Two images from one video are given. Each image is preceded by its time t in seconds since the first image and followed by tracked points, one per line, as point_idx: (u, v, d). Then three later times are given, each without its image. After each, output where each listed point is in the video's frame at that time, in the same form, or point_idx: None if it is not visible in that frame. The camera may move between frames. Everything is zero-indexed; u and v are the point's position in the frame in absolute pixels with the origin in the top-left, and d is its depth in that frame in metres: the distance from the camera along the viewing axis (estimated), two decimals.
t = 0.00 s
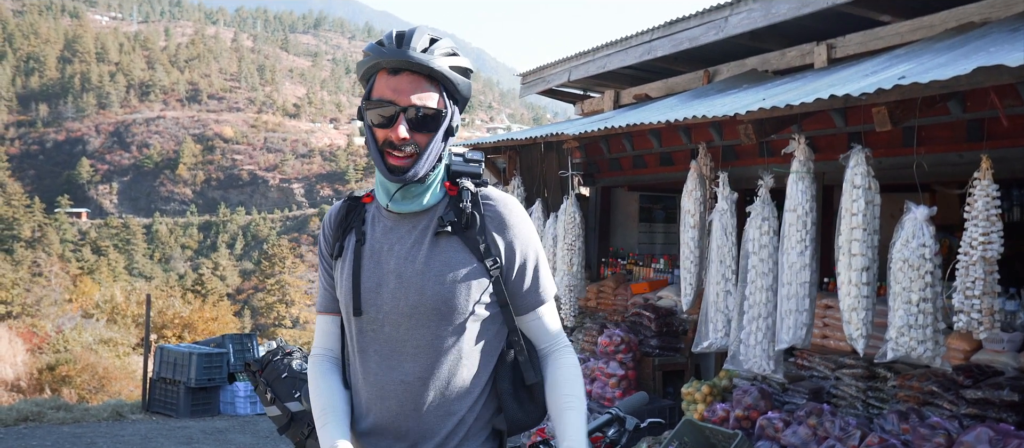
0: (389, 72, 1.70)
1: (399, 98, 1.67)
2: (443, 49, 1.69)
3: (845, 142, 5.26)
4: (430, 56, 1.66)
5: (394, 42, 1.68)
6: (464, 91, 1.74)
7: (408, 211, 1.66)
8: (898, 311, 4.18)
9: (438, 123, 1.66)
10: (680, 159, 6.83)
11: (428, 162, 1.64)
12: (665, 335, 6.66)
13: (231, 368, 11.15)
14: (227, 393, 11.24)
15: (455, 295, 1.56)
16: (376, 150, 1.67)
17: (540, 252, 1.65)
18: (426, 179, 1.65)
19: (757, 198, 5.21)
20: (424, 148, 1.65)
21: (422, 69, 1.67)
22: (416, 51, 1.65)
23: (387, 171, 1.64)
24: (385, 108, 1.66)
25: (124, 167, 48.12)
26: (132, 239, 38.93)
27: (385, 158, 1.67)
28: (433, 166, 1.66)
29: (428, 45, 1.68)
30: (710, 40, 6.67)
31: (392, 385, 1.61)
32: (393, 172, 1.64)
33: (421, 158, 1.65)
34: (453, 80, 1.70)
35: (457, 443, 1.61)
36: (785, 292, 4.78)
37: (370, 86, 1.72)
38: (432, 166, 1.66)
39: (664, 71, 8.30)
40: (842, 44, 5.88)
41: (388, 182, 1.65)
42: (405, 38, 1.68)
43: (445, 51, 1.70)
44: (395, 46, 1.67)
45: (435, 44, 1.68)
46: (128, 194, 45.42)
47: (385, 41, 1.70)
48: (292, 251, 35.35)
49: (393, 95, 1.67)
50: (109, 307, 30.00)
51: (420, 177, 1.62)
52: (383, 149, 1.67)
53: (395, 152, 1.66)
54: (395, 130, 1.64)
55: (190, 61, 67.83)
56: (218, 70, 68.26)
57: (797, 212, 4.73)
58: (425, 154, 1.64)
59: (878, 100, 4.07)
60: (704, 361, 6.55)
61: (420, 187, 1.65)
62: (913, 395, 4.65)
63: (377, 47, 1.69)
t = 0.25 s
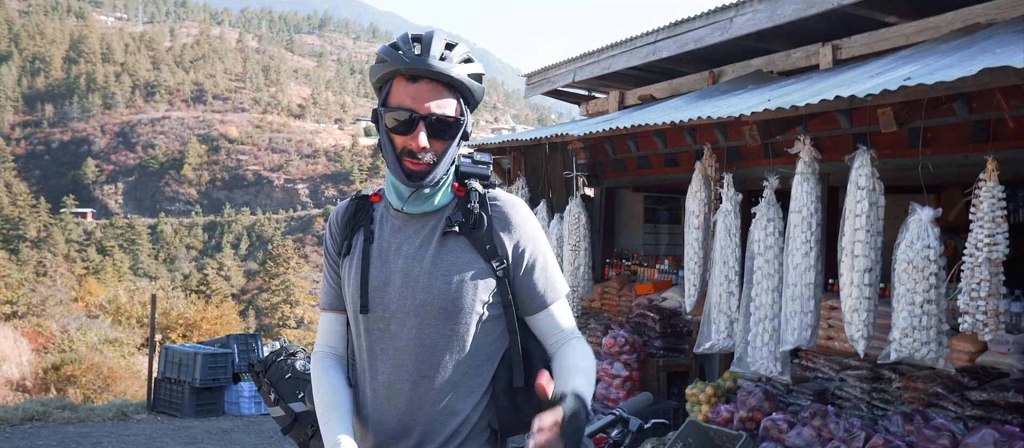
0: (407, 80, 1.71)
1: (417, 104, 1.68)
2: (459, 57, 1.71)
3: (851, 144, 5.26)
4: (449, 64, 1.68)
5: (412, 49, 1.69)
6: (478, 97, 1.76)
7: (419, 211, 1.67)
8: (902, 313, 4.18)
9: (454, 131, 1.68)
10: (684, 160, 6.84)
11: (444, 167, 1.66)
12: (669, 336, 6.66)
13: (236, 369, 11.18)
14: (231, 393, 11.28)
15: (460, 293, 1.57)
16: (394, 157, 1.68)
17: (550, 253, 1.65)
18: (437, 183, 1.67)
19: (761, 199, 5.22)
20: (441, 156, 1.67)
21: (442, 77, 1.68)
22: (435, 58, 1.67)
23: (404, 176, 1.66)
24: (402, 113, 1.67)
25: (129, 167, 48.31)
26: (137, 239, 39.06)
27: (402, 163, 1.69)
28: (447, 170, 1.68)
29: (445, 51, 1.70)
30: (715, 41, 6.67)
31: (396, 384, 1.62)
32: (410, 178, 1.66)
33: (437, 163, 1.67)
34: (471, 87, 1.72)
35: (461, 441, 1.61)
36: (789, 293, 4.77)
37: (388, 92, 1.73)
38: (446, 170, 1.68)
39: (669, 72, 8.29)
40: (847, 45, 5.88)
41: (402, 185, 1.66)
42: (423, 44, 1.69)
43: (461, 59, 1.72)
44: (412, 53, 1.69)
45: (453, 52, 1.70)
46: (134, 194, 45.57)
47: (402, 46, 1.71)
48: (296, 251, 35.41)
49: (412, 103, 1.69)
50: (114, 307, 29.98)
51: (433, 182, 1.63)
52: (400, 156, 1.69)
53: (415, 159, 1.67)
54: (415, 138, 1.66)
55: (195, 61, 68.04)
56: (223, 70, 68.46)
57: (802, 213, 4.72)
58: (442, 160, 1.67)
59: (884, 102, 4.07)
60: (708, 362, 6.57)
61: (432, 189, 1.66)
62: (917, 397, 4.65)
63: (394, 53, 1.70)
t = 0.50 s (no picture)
0: (427, 82, 1.73)
1: (434, 106, 1.70)
2: (474, 61, 1.73)
3: (853, 145, 5.27)
4: (467, 69, 1.71)
5: (428, 50, 1.71)
6: (488, 99, 1.78)
7: (423, 211, 1.68)
8: (903, 315, 4.18)
9: (468, 134, 1.71)
10: (686, 162, 6.85)
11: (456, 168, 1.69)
12: (671, 338, 6.61)
13: (237, 369, 11.19)
14: (233, 394, 11.26)
15: (459, 293, 1.59)
16: (410, 156, 1.69)
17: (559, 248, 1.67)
18: (442, 186, 1.68)
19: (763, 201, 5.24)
20: (454, 157, 1.70)
21: (460, 81, 1.71)
22: (455, 64, 1.70)
23: (416, 175, 1.67)
24: (415, 113, 1.69)
25: (131, 167, 48.44)
26: (138, 239, 39.15)
27: (417, 163, 1.70)
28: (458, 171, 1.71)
29: (462, 56, 1.72)
30: (717, 43, 6.68)
31: (398, 384, 1.64)
32: (420, 177, 1.67)
33: (450, 166, 1.70)
34: (483, 92, 1.75)
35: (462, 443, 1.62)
36: (790, 295, 4.78)
37: (402, 93, 1.74)
38: (456, 171, 1.70)
39: (671, 74, 8.31)
40: (849, 47, 5.89)
41: (409, 187, 1.68)
42: (440, 47, 1.71)
43: (476, 63, 1.74)
44: (431, 56, 1.70)
45: (470, 57, 1.73)
46: (135, 195, 45.68)
47: (419, 47, 1.72)
48: (298, 252, 35.46)
49: (430, 105, 1.70)
50: (114, 307, 30.04)
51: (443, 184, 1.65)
52: (415, 156, 1.70)
53: (430, 160, 1.69)
54: (435, 138, 1.68)
55: (197, 61, 68.17)
56: (225, 71, 68.63)
57: (803, 215, 4.74)
58: (455, 161, 1.70)
59: (886, 104, 4.08)
60: (710, 363, 6.58)
61: (439, 190, 1.67)
62: (918, 399, 4.67)
63: (411, 55, 1.71)
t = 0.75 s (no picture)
0: (427, 83, 1.73)
1: (435, 106, 1.70)
2: (474, 63, 1.74)
3: (855, 148, 5.27)
4: (466, 70, 1.72)
5: (427, 52, 1.71)
6: (488, 101, 1.79)
7: (426, 214, 1.68)
8: (906, 318, 4.18)
9: (470, 134, 1.71)
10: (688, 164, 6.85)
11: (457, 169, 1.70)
12: (673, 340, 6.63)
13: (239, 371, 11.24)
14: (235, 396, 11.23)
15: (461, 297, 1.59)
16: (411, 158, 1.69)
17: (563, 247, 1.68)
18: (444, 189, 1.68)
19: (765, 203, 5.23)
20: (455, 159, 1.70)
21: (460, 81, 1.72)
22: (455, 64, 1.71)
23: (418, 176, 1.67)
24: (416, 115, 1.69)
25: (134, 169, 48.57)
26: (141, 241, 39.23)
27: (418, 165, 1.70)
28: (459, 172, 1.71)
29: (462, 58, 1.73)
30: (719, 45, 6.68)
31: (401, 388, 1.64)
32: (421, 180, 1.67)
33: (452, 166, 1.70)
34: (485, 92, 1.75)
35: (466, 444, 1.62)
36: (792, 298, 4.78)
37: (403, 93, 1.75)
38: (457, 173, 1.71)
39: (673, 76, 8.31)
40: (851, 50, 5.89)
41: (411, 189, 1.68)
42: (440, 49, 1.72)
43: (476, 66, 1.75)
44: (432, 57, 1.71)
45: (470, 58, 1.74)
46: (138, 197, 45.82)
47: (419, 49, 1.72)
48: (300, 255, 35.46)
49: (430, 105, 1.71)
50: (117, 309, 30.09)
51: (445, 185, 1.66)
52: (416, 158, 1.70)
53: (431, 161, 1.69)
54: (436, 138, 1.68)
55: (200, 64, 68.33)
56: (228, 73, 68.76)
57: (806, 218, 4.73)
58: (457, 162, 1.70)
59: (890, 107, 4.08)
60: (712, 366, 6.56)
61: (440, 193, 1.68)
62: (920, 401, 4.66)
63: (411, 56, 1.71)
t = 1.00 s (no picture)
0: (425, 85, 1.74)
1: (434, 108, 1.71)
2: (475, 65, 1.75)
3: (854, 149, 5.28)
4: (467, 72, 1.72)
5: (428, 54, 1.72)
6: (490, 104, 1.79)
7: (424, 216, 1.69)
8: (906, 319, 4.18)
9: (469, 136, 1.72)
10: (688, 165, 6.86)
11: (456, 171, 1.70)
12: (673, 341, 6.66)
13: (239, 372, 11.27)
14: (235, 398, 11.23)
15: (461, 299, 1.60)
16: (409, 159, 1.70)
17: (564, 248, 1.68)
18: (444, 190, 1.69)
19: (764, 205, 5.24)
20: (454, 161, 1.71)
21: (458, 83, 1.72)
22: (453, 65, 1.71)
23: (416, 178, 1.68)
24: (415, 117, 1.70)
25: (134, 171, 48.60)
26: (140, 243, 39.22)
27: (416, 167, 1.71)
28: (458, 172, 1.71)
29: (462, 59, 1.74)
30: (719, 47, 6.69)
31: (401, 388, 1.65)
32: (420, 180, 1.68)
33: (451, 168, 1.71)
34: (484, 94, 1.75)
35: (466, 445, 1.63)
36: (792, 299, 4.79)
37: (403, 96, 1.76)
38: (456, 175, 1.71)
39: (673, 77, 8.32)
40: (851, 51, 5.90)
41: (410, 190, 1.68)
42: (441, 51, 1.73)
43: (476, 68, 1.76)
44: (432, 59, 1.72)
45: (470, 60, 1.75)
46: (138, 198, 45.85)
47: (420, 51, 1.74)
48: (300, 256, 35.45)
49: (429, 107, 1.72)
50: (117, 310, 30.08)
51: (444, 185, 1.66)
52: (415, 158, 1.71)
53: (429, 163, 1.70)
54: (434, 140, 1.69)
55: (200, 65, 68.37)
56: (228, 74, 68.78)
57: (805, 219, 4.74)
58: (455, 163, 1.70)
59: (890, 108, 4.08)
60: (712, 367, 6.57)
61: (440, 194, 1.68)
62: (920, 402, 4.67)
63: (411, 59, 1.73)
